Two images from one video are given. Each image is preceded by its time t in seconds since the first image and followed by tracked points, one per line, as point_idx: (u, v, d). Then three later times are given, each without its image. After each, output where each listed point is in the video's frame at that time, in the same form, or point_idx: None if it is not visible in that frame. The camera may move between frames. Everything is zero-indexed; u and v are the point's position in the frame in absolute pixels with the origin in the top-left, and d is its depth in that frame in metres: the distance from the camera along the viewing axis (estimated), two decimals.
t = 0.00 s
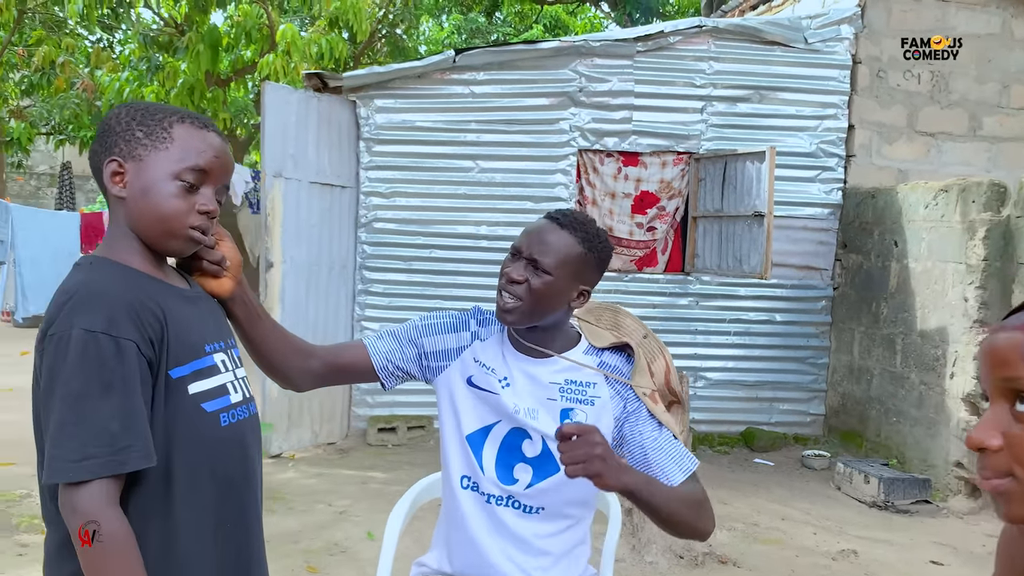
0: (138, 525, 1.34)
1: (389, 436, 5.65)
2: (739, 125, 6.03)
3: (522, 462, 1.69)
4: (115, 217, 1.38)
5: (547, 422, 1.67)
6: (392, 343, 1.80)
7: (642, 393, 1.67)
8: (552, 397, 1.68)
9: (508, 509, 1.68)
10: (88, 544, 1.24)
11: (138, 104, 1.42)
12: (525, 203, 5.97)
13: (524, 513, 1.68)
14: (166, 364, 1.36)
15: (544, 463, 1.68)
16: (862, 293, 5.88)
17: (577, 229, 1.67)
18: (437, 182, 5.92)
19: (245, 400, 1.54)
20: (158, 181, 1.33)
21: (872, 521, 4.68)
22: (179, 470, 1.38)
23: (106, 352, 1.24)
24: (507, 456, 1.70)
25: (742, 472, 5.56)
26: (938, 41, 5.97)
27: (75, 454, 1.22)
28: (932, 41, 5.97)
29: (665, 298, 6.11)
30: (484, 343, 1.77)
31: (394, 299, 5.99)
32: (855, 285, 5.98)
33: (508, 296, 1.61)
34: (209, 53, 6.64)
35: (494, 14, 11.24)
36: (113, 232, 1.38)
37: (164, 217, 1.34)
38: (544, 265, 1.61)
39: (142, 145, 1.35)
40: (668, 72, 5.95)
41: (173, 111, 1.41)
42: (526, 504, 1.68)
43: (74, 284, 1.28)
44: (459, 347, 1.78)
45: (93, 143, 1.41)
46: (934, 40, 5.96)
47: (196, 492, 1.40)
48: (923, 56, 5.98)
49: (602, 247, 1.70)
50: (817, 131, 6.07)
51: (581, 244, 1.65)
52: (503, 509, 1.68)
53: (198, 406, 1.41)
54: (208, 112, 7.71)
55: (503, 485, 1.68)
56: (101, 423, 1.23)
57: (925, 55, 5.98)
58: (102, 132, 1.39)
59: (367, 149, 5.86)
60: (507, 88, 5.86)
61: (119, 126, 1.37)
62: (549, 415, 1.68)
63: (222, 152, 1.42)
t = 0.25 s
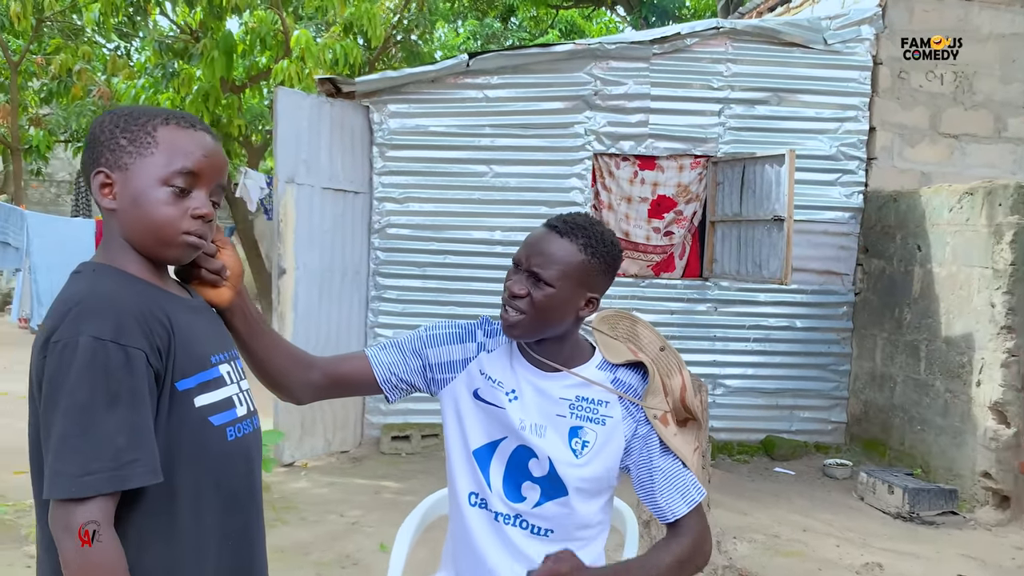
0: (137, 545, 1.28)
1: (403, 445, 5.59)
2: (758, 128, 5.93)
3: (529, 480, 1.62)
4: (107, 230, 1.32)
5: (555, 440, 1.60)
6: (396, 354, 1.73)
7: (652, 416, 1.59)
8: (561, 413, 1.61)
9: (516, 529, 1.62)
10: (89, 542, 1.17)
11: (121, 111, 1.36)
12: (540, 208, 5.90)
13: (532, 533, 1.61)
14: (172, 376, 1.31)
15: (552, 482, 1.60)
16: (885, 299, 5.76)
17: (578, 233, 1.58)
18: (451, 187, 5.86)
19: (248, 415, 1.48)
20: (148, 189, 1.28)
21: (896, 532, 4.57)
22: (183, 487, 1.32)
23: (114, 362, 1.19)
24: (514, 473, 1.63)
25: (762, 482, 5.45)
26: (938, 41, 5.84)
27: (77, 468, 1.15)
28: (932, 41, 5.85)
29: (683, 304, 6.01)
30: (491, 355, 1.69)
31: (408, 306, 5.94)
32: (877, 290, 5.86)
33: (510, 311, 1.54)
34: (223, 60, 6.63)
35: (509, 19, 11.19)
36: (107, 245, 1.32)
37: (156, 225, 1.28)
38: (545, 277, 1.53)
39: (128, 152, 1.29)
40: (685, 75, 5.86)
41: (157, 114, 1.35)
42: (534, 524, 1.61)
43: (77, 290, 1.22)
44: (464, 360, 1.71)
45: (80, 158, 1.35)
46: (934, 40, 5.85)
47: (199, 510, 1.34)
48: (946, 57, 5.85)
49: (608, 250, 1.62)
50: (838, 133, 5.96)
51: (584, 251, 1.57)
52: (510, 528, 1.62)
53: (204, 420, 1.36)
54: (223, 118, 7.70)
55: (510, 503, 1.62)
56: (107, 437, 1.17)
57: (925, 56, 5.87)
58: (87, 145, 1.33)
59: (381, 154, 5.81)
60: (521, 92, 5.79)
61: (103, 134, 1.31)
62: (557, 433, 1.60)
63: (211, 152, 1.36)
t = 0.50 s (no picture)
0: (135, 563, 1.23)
1: (411, 450, 5.54)
2: (771, 130, 5.85)
3: (534, 493, 1.56)
4: (100, 236, 1.27)
5: (561, 452, 1.54)
6: (395, 363, 1.68)
7: (660, 428, 1.54)
8: (566, 424, 1.55)
9: (521, 543, 1.56)
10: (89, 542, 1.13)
11: (114, 112, 1.30)
12: (550, 211, 5.84)
13: (538, 548, 1.56)
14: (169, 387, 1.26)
15: (558, 495, 1.55)
16: (900, 303, 5.66)
17: (582, 236, 1.52)
18: (460, 190, 5.82)
19: (246, 425, 1.43)
20: (142, 193, 1.22)
21: (914, 541, 4.48)
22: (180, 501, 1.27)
23: (110, 372, 1.14)
24: (518, 485, 1.57)
25: (776, 488, 5.36)
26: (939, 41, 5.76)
27: (73, 484, 1.10)
28: (925, 42, 5.78)
29: (695, 308, 5.94)
30: (492, 364, 1.64)
31: (416, 309, 5.89)
32: (893, 294, 5.77)
33: (512, 318, 1.49)
34: (233, 63, 6.60)
35: (520, 22, 11.15)
36: (99, 252, 1.27)
37: (151, 231, 1.22)
38: (547, 282, 1.47)
39: (121, 157, 1.23)
40: (697, 76, 5.79)
41: (151, 115, 1.29)
42: (539, 538, 1.55)
43: (69, 297, 1.17)
44: (466, 368, 1.65)
45: (72, 161, 1.29)
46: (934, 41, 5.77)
47: (197, 524, 1.29)
48: (962, 57, 5.76)
49: (614, 253, 1.56)
50: (852, 135, 5.86)
51: (586, 255, 1.51)
52: (515, 543, 1.56)
53: (201, 431, 1.31)
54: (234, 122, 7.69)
55: (515, 516, 1.56)
56: (104, 450, 1.12)
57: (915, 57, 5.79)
58: (79, 148, 1.27)
59: (389, 157, 5.76)
60: (531, 93, 5.74)
61: (95, 137, 1.26)
62: (562, 444, 1.55)
63: (208, 154, 1.30)
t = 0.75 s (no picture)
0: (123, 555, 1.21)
1: (407, 444, 5.52)
2: (770, 124, 5.82)
3: (521, 486, 1.55)
4: (90, 221, 1.22)
5: (549, 445, 1.53)
6: (381, 354, 1.66)
7: (649, 422, 1.53)
8: (554, 416, 1.53)
9: (508, 537, 1.54)
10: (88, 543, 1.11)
11: (109, 93, 1.25)
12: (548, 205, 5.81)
13: (525, 542, 1.54)
14: (157, 377, 1.23)
15: (546, 489, 1.53)
16: (899, 298, 5.64)
17: (571, 226, 1.50)
18: (457, 183, 5.79)
19: (233, 415, 1.41)
20: (144, 180, 1.19)
21: (911, 538, 4.46)
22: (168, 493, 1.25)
23: (101, 363, 1.11)
24: (505, 478, 1.55)
25: (773, 484, 5.35)
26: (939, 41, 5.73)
27: (63, 475, 1.08)
28: (931, 41, 5.75)
29: (693, 303, 5.92)
30: (480, 355, 1.62)
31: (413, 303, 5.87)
32: (891, 289, 5.75)
33: (500, 309, 1.47)
34: (232, 56, 6.57)
35: (521, 16, 11.11)
36: (89, 237, 1.22)
37: (152, 221, 1.20)
38: (535, 272, 1.45)
39: (122, 142, 1.19)
40: (696, 69, 5.77)
41: (150, 100, 1.25)
42: (526, 532, 1.54)
43: (57, 285, 1.14)
44: (453, 359, 1.63)
45: (59, 140, 1.23)
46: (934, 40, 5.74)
47: (185, 516, 1.27)
48: (963, 51, 5.73)
49: (603, 244, 1.54)
50: (852, 129, 5.83)
51: (576, 245, 1.49)
52: (502, 537, 1.54)
53: (188, 421, 1.29)
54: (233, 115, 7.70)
55: (501, 510, 1.54)
56: (94, 441, 1.10)
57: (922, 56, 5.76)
58: (71, 127, 1.21)
59: (386, 150, 5.74)
60: (529, 86, 5.71)
61: (90, 120, 1.21)
62: (551, 436, 1.53)
63: (206, 143, 1.28)
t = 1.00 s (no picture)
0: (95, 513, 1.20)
1: (387, 424, 5.53)
2: (751, 107, 5.84)
3: (483, 450, 1.56)
4: (60, 177, 1.20)
5: (510, 408, 1.55)
6: (345, 320, 1.68)
7: (611, 386, 1.55)
8: (515, 381, 1.56)
9: (471, 500, 1.56)
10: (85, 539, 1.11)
11: (87, 47, 1.22)
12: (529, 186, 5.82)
13: (488, 505, 1.56)
14: (130, 336, 1.22)
15: (507, 452, 1.55)
16: (876, 281, 5.70)
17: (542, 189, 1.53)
18: (438, 163, 5.78)
19: (198, 373, 1.40)
20: (120, 139, 1.17)
21: (882, 515, 4.53)
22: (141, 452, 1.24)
23: (79, 321, 1.10)
24: (468, 443, 1.57)
25: (749, 464, 5.41)
26: (938, 40, 5.76)
27: (41, 433, 1.07)
28: (931, 41, 5.78)
29: (672, 285, 5.95)
30: (445, 321, 1.64)
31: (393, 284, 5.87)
32: (868, 272, 5.80)
33: (469, 264, 1.48)
34: (213, 35, 6.50)
35: None
36: (58, 192, 1.20)
37: (126, 180, 1.18)
38: (512, 226, 1.47)
39: (99, 100, 1.17)
40: (677, 51, 5.78)
41: (131, 60, 1.23)
42: (488, 495, 1.55)
43: (31, 241, 1.11)
44: (417, 326, 1.66)
45: (30, 91, 1.20)
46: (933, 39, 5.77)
47: (156, 476, 1.27)
48: (942, 36, 5.76)
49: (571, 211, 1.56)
50: (831, 113, 5.86)
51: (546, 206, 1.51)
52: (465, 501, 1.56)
53: (157, 379, 1.28)
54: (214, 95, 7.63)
55: (464, 474, 1.56)
56: (72, 399, 1.09)
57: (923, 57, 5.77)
58: (45, 79, 1.19)
59: (366, 129, 5.72)
60: (511, 66, 5.70)
61: (66, 74, 1.18)
62: (512, 400, 1.55)
63: (180, 106, 1.26)
